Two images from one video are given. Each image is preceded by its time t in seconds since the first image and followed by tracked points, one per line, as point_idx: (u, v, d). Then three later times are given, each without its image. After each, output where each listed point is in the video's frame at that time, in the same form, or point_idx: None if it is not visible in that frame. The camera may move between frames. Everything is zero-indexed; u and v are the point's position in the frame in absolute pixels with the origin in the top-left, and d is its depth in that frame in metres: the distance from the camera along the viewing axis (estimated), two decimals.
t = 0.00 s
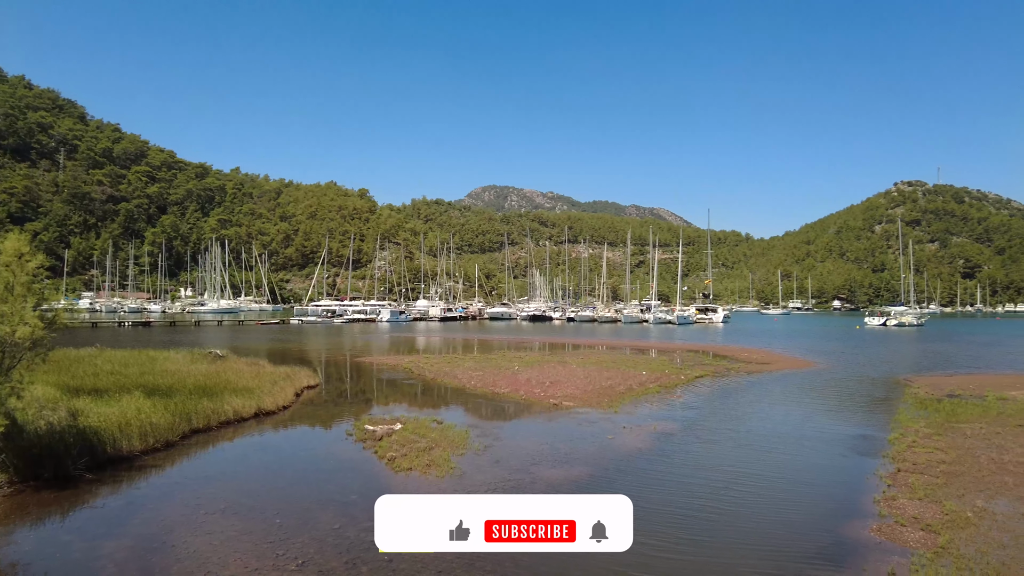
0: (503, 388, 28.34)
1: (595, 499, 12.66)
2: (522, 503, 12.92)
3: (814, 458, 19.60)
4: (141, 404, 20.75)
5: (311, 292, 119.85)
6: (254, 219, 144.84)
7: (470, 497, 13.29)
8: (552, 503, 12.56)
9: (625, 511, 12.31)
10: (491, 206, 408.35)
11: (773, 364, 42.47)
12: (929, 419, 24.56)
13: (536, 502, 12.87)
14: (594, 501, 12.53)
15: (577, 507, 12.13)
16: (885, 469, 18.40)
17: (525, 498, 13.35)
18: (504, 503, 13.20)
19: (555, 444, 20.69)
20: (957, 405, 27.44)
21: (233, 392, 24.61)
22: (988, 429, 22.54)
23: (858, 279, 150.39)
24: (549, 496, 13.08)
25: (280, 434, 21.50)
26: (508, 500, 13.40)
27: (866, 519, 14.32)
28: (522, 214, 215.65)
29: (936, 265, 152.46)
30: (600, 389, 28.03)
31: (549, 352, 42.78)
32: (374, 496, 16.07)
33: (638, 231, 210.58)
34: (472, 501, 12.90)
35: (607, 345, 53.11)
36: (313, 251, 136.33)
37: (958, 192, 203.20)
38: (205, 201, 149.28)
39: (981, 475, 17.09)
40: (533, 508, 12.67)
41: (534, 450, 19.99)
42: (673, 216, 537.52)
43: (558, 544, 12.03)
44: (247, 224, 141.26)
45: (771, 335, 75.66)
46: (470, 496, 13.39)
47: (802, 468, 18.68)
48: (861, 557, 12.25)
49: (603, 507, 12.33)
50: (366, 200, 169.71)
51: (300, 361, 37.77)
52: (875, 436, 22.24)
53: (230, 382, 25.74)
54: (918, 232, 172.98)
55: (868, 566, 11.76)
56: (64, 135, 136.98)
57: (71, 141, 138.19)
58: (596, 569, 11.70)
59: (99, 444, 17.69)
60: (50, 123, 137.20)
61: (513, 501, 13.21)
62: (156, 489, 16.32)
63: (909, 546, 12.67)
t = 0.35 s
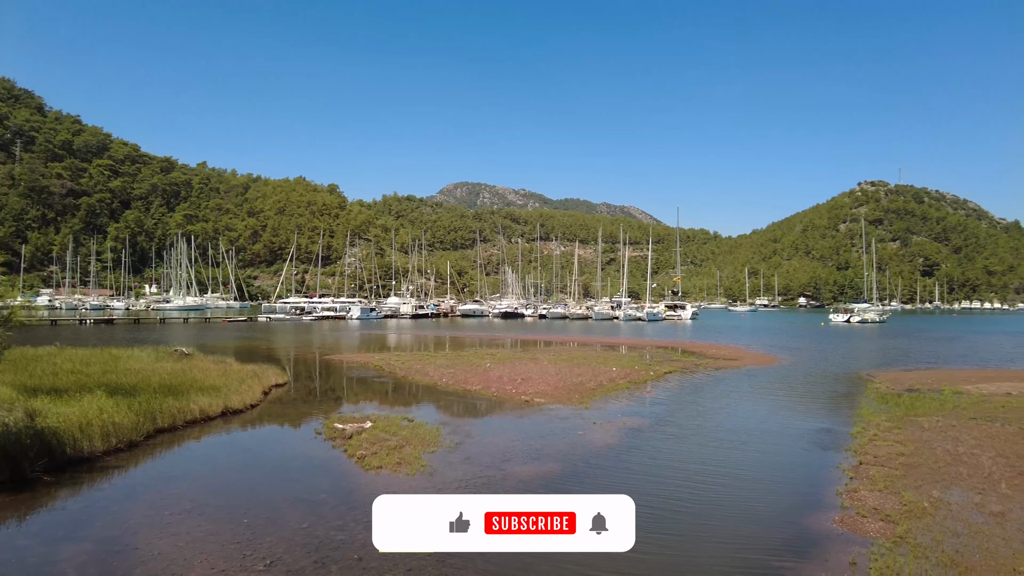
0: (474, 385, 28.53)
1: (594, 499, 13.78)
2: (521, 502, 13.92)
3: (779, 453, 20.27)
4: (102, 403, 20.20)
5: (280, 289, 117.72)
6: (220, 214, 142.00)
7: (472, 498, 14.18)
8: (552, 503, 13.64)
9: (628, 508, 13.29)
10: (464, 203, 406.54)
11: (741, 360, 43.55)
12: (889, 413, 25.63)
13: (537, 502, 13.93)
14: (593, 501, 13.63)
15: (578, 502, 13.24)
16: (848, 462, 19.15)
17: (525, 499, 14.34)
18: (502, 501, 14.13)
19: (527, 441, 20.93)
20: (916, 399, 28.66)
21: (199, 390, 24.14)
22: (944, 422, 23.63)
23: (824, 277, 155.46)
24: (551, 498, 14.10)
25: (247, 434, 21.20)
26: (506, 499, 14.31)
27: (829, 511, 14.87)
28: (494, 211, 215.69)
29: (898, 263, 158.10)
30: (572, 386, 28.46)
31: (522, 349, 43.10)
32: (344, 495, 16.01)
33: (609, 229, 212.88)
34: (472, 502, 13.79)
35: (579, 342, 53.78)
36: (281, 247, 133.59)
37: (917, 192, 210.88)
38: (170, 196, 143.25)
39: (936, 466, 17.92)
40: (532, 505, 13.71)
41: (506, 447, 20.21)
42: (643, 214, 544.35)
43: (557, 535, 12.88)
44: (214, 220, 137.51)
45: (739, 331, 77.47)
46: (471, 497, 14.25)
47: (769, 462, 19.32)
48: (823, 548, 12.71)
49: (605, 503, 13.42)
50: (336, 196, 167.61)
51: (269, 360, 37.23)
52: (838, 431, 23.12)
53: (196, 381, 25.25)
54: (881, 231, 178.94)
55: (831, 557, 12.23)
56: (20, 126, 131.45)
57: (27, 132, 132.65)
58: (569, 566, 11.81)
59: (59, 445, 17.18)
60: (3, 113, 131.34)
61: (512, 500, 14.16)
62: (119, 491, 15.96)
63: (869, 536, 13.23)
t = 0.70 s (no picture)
0: (446, 383, 28.60)
1: (593, 500, 14.03)
2: (520, 504, 14.15)
3: (745, 448, 20.92)
4: (61, 404, 19.61)
5: (248, 287, 115.29)
6: (185, 211, 138.43)
7: (471, 499, 14.36)
8: (552, 504, 13.93)
9: (628, 507, 13.56)
10: (435, 201, 404.17)
11: (709, 357, 44.55)
12: (852, 409, 26.65)
13: (536, 503, 14.19)
14: (593, 502, 13.93)
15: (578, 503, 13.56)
16: (812, 457, 19.82)
17: (524, 500, 14.58)
18: (502, 503, 14.35)
19: (498, 438, 21.12)
20: (877, 395, 29.78)
21: (164, 390, 23.60)
22: (903, 417, 24.70)
23: (790, 276, 159.24)
24: (551, 498, 14.39)
25: (214, 434, 20.84)
26: (504, 500, 14.55)
27: (794, 505, 15.38)
28: (466, 209, 214.84)
29: (862, 262, 162.86)
30: (543, 383, 28.80)
31: (494, 348, 43.24)
32: (312, 495, 15.91)
33: (580, 227, 214.81)
34: (473, 504, 13.99)
35: (550, 340, 54.19)
36: (249, 244, 130.91)
37: (879, 193, 218.08)
38: (134, 191, 138.61)
39: (896, 460, 18.72)
40: (531, 506, 13.93)
41: (477, 445, 20.37)
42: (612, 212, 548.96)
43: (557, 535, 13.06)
44: (179, 216, 134.23)
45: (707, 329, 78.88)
46: (469, 498, 14.40)
47: (737, 458, 19.88)
48: (790, 541, 13.14)
49: (604, 503, 13.71)
50: (305, 192, 165.09)
51: (237, 359, 36.56)
52: (802, 426, 23.94)
53: (161, 380, 24.69)
54: (845, 231, 184.52)
55: (795, 550, 12.64)
56: None
57: None
58: (538, 565, 11.94)
59: (16, 448, 16.64)
60: None
61: (511, 501, 14.39)
62: (80, 494, 15.56)
63: (832, 529, 13.72)
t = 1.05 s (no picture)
0: (416, 383, 28.60)
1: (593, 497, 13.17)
2: (519, 501, 13.23)
3: (714, 445, 21.50)
4: (18, 405, 18.94)
5: (214, 285, 112.61)
6: (150, 208, 134.06)
7: (469, 495, 13.26)
8: (550, 501, 13.01)
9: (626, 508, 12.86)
10: (407, 199, 401.10)
11: (678, 355, 45.50)
12: (817, 406, 27.61)
13: (536, 499, 13.27)
14: (594, 499, 13.06)
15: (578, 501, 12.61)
16: (779, 453, 20.49)
17: (523, 495, 13.63)
18: (501, 499, 13.38)
19: (469, 438, 21.23)
20: (839, 392, 30.86)
21: (128, 391, 23.03)
22: (865, 413, 25.72)
23: (756, 275, 163.13)
24: (550, 495, 13.36)
25: (180, 436, 20.46)
26: (503, 496, 13.60)
27: (761, 501, 15.89)
28: (437, 207, 213.92)
29: (826, 262, 168.16)
30: (515, 382, 29.01)
31: (467, 346, 43.29)
32: (281, 497, 15.76)
33: (552, 226, 216.24)
34: (471, 500, 12.98)
35: (522, 338, 54.50)
36: (216, 243, 128.03)
37: (843, 194, 224.94)
38: (96, 187, 133.74)
39: (859, 455, 19.50)
40: (531, 502, 13.03)
41: (447, 445, 20.45)
42: (584, 210, 553.14)
43: (558, 535, 12.34)
44: (143, 213, 129.55)
45: (675, 327, 80.33)
46: (464, 494, 13.47)
47: (705, 455, 20.44)
48: (757, 536, 13.57)
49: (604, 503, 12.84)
50: (274, 189, 162.03)
51: (203, 359, 35.81)
52: (768, 423, 24.73)
53: (124, 381, 24.06)
54: (810, 231, 189.79)
55: (761, 544, 13.08)
56: None
57: None
58: (506, 566, 11.97)
59: None
60: None
61: (511, 497, 13.43)
62: (39, 499, 15.15)
63: (798, 524, 14.23)
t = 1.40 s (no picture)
0: (389, 383, 28.53)
1: (593, 502, 14.55)
2: (520, 504, 14.64)
3: (686, 443, 21.97)
4: None
5: (182, 285, 109.69)
6: (115, 205, 129.43)
7: (472, 500, 14.82)
8: (552, 505, 14.44)
9: (626, 507, 14.19)
10: (380, 198, 395.91)
11: (649, 354, 46.20)
12: (785, 403, 28.46)
13: (537, 504, 14.67)
14: (593, 503, 14.46)
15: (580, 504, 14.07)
16: (747, 451, 21.06)
17: (525, 499, 15.00)
18: (502, 503, 14.77)
19: (442, 438, 21.30)
20: (807, 389, 31.83)
21: (91, 393, 22.39)
22: (831, 410, 26.63)
23: (726, 275, 166.38)
24: (552, 499, 14.88)
25: (146, 439, 20.00)
26: (506, 500, 14.96)
27: (730, 497, 16.35)
28: (411, 206, 212.25)
29: (795, 262, 172.58)
30: (489, 381, 29.13)
31: (441, 346, 43.19)
32: (251, 499, 15.59)
33: (526, 225, 216.77)
34: (475, 505, 14.45)
35: (496, 338, 54.60)
36: (184, 240, 125.01)
37: (812, 196, 230.71)
38: (57, 183, 128.73)
39: (824, 451, 20.23)
40: (533, 507, 14.44)
41: (421, 445, 20.51)
42: (558, 209, 554.69)
43: (559, 535, 13.51)
44: (107, 210, 125.28)
45: (647, 326, 81.37)
46: (470, 499, 14.81)
47: (676, 452, 20.87)
48: (726, 532, 13.97)
49: (604, 504, 14.30)
50: (243, 187, 158.59)
51: (171, 359, 34.97)
52: (738, 420, 25.38)
53: (86, 382, 23.37)
54: (779, 231, 194.30)
55: (731, 540, 13.47)
56: None
57: None
58: (481, 565, 12.13)
59: None
60: None
61: (511, 501, 14.82)
62: None
63: (765, 520, 14.72)
